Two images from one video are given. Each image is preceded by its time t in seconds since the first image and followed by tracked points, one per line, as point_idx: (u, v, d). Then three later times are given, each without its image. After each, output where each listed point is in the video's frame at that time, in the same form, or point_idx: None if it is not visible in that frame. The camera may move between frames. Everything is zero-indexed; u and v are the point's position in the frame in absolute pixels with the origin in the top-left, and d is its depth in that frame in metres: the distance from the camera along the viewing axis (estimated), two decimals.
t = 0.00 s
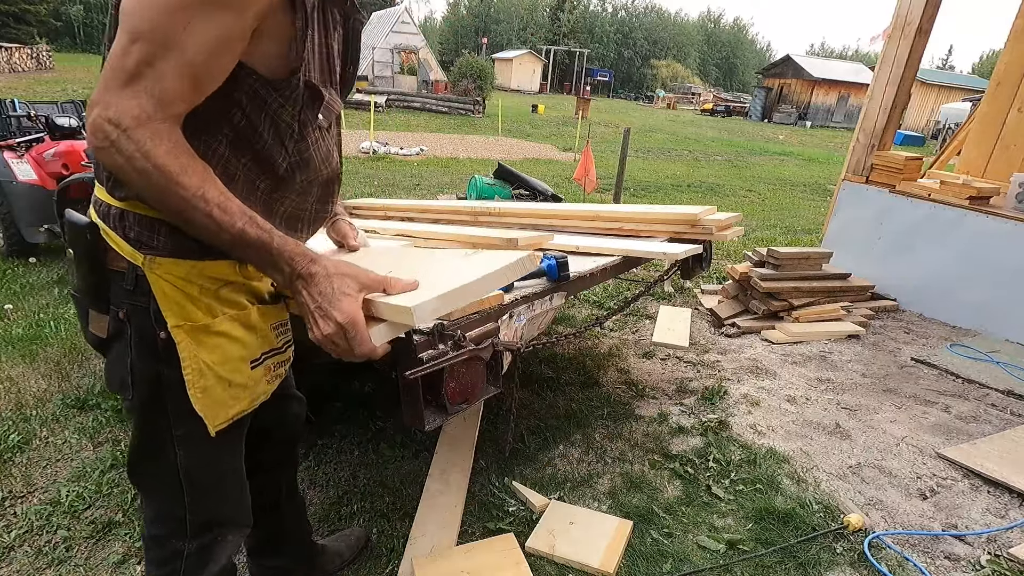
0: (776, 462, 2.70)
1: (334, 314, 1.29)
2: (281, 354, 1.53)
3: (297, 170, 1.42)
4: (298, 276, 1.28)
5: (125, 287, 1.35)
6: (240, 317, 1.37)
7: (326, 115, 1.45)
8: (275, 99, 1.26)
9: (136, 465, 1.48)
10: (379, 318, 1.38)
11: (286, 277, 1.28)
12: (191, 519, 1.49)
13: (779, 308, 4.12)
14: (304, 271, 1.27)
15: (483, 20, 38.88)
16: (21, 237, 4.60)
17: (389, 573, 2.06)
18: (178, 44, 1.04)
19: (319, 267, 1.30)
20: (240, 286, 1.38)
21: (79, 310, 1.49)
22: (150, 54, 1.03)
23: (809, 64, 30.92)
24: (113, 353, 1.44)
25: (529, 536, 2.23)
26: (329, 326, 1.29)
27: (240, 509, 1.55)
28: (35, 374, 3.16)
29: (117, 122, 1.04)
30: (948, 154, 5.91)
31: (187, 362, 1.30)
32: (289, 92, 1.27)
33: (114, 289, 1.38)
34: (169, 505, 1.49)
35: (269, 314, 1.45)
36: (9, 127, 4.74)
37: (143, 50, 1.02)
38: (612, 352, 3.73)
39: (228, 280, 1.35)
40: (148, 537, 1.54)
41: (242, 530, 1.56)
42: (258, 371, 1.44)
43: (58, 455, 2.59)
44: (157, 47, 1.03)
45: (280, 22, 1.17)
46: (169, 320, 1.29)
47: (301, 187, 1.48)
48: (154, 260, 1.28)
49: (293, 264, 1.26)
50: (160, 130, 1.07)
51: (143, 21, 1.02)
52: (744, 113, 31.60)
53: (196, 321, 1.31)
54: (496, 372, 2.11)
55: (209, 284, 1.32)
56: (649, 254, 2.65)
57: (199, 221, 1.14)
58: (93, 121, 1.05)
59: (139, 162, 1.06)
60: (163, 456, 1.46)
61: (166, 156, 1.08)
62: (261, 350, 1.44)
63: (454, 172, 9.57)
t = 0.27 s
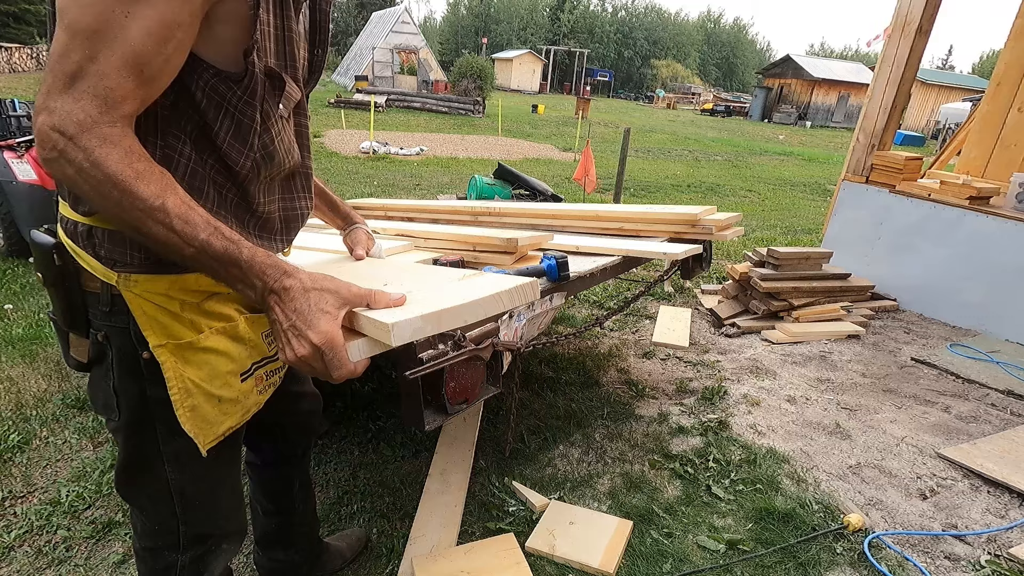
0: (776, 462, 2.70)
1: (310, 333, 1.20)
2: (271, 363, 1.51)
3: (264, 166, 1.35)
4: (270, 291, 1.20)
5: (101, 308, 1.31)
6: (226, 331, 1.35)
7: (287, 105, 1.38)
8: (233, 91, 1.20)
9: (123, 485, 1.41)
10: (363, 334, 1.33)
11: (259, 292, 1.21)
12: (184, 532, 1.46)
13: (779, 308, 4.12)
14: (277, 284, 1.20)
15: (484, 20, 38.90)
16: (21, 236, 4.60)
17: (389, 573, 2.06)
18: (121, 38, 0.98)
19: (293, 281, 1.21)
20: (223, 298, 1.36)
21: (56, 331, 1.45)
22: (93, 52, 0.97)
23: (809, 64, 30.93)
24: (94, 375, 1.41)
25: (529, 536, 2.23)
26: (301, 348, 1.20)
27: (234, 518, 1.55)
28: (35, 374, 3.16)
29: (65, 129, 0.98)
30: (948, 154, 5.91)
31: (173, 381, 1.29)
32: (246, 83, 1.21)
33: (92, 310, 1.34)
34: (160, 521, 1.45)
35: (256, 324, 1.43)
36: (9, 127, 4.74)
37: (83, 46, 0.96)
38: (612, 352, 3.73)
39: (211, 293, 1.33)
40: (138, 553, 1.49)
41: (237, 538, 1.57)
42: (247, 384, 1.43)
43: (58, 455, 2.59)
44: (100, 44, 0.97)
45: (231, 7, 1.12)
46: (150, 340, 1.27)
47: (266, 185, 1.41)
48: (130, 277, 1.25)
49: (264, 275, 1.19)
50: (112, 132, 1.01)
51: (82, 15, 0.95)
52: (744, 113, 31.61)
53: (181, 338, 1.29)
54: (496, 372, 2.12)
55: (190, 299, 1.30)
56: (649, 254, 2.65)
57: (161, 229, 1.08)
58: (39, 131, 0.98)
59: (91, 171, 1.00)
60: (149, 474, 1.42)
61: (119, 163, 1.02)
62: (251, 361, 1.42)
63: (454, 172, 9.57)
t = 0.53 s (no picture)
0: (775, 462, 2.70)
1: (329, 322, 1.12)
2: (271, 362, 1.50)
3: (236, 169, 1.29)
4: (281, 288, 1.12)
5: (97, 315, 1.30)
6: (225, 334, 1.33)
7: (262, 105, 1.31)
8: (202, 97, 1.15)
9: (122, 489, 1.40)
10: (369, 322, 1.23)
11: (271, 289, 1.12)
12: (184, 536, 1.45)
13: (779, 308, 4.12)
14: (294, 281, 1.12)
15: (484, 20, 38.92)
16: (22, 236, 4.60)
17: (389, 573, 2.06)
18: (95, 41, 0.93)
19: (300, 274, 1.12)
20: (221, 301, 1.33)
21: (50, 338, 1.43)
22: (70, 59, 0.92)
23: (809, 64, 30.94)
24: (88, 382, 1.40)
25: (529, 536, 2.23)
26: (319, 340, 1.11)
27: (233, 523, 1.53)
28: (35, 374, 3.16)
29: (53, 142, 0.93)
30: (948, 154, 5.91)
31: (172, 386, 1.28)
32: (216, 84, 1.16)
33: (87, 318, 1.33)
34: (160, 525, 1.43)
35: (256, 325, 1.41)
36: (10, 127, 4.75)
37: (55, 54, 0.92)
38: (612, 352, 3.73)
39: (209, 295, 1.30)
40: (138, 555, 1.48)
41: (236, 542, 1.56)
42: (246, 385, 1.42)
43: (58, 455, 2.59)
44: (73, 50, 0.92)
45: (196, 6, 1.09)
46: (148, 346, 1.26)
47: (242, 191, 1.34)
48: (125, 283, 1.23)
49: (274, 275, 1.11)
50: (100, 143, 0.96)
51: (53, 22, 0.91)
52: (744, 113, 31.62)
53: (179, 343, 1.27)
54: (496, 372, 2.14)
55: (187, 304, 1.28)
56: (649, 254, 2.65)
57: (160, 240, 1.03)
58: (30, 149, 0.94)
59: (84, 184, 0.96)
60: (149, 478, 1.40)
61: (113, 174, 0.97)
62: (250, 363, 1.41)
63: (454, 172, 9.58)
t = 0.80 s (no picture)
0: (775, 462, 2.70)
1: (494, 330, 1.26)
2: (271, 358, 1.47)
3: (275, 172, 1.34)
4: (453, 304, 1.22)
5: (101, 301, 1.29)
6: (225, 325, 1.31)
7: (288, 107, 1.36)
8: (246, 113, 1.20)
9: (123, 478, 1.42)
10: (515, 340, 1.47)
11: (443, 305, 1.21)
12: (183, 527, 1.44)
13: (779, 308, 4.12)
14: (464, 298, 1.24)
15: (483, 20, 38.91)
16: (21, 236, 4.60)
17: (389, 573, 2.06)
18: (255, 93, 0.96)
19: (469, 293, 1.25)
20: (223, 292, 1.31)
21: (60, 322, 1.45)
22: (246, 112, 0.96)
23: (809, 64, 30.92)
24: (93, 367, 1.40)
25: (529, 536, 2.23)
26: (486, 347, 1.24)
27: (233, 515, 1.50)
28: (35, 374, 3.16)
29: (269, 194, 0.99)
30: (948, 154, 5.91)
31: (169, 374, 1.25)
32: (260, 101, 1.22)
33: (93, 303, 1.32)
34: (160, 514, 1.44)
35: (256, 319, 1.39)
36: (9, 127, 4.75)
37: (228, 116, 0.95)
38: (612, 352, 3.73)
39: (211, 286, 1.28)
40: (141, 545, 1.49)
41: (236, 535, 1.54)
42: (247, 378, 1.38)
43: (58, 455, 2.59)
44: (239, 101, 0.95)
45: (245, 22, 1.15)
46: (148, 332, 1.24)
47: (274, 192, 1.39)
48: (130, 270, 1.22)
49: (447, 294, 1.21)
50: (302, 184, 1.03)
51: (211, 75, 0.93)
52: (744, 113, 31.62)
53: (179, 330, 1.25)
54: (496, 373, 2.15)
55: (189, 292, 1.25)
56: (649, 254, 2.65)
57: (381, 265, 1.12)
58: (246, 203, 1.00)
59: (304, 225, 1.03)
60: (149, 467, 1.41)
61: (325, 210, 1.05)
62: (249, 355, 1.38)
63: (454, 172, 9.58)
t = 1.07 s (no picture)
0: (775, 462, 2.70)
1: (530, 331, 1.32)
2: (287, 347, 1.55)
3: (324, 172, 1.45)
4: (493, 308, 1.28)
5: (141, 285, 1.34)
6: (253, 313, 1.38)
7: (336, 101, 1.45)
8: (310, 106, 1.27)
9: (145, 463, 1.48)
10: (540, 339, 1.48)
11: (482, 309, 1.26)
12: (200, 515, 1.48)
13: (779, 308, 4.12)
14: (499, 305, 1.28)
15: (483, 20, 38.89)
16: (21, 236, 4.60)
17: (389, 573, 2.06)
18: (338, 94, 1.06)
19: (508, 296, 1.31)
20: (252, 282, 1.38)
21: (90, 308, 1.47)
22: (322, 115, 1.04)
23: (809, 64, 30.90)
24: (126, 352, 1.46)
25: (529, 536, 2.23)
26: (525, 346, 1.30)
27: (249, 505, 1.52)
28: (35, 374, 3.16)
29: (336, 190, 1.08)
30: (948, 154, 5.91)
31: (204, 358, 1.31)
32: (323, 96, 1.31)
33: (130, 289, 1.38)
34: (181, 497, 1.50)
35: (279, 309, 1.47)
36: (9, 127, 4.75)
37: (315, 113, 1.04)
38: (612, 352, 3.73)
39: (242, 276, 1.35)
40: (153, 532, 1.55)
41: (250, 527, 1.54)
42: (268, 365, 1.45)
43: (58, 455, 2.59)
44: (317, 107, 1.03)
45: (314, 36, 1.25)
46: (184, 316, 1.29)
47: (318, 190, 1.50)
48: (172, 258, 1.28)
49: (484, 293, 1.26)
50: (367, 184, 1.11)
51: (294, 83, 1.02)
52: (744, 113, 31.61)
53: (214, 316, 1.31)
54: (496, 373, 2.15)
55: (222, 279, 1.31)
56: (649, 254, 2.65)
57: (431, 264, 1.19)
58: (320, 197, 1.09)
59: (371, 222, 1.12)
60: (175, 451, 1.47)
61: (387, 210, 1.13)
62: (269, 343, 1.45)
63: (454, 172, 9.57)
